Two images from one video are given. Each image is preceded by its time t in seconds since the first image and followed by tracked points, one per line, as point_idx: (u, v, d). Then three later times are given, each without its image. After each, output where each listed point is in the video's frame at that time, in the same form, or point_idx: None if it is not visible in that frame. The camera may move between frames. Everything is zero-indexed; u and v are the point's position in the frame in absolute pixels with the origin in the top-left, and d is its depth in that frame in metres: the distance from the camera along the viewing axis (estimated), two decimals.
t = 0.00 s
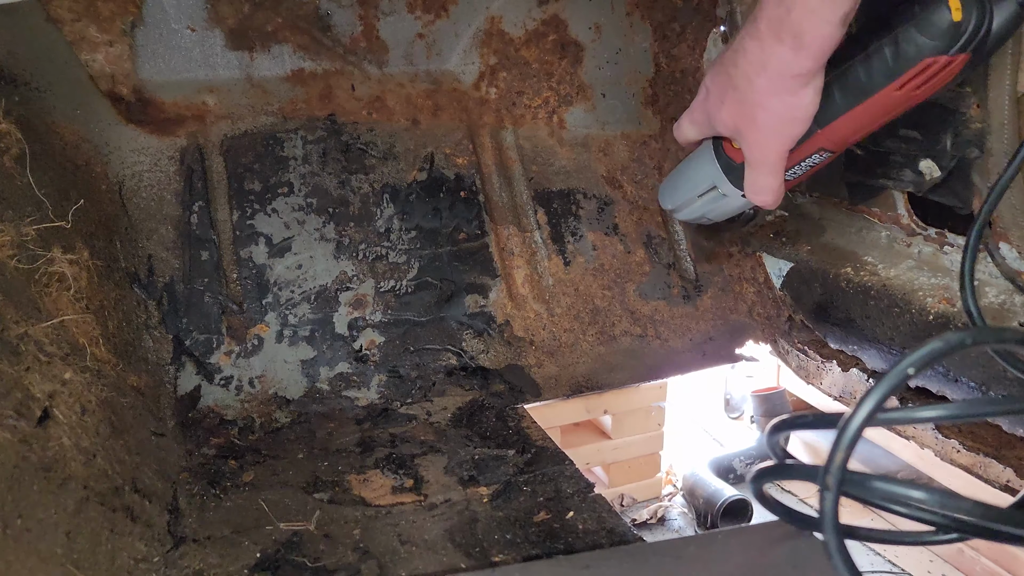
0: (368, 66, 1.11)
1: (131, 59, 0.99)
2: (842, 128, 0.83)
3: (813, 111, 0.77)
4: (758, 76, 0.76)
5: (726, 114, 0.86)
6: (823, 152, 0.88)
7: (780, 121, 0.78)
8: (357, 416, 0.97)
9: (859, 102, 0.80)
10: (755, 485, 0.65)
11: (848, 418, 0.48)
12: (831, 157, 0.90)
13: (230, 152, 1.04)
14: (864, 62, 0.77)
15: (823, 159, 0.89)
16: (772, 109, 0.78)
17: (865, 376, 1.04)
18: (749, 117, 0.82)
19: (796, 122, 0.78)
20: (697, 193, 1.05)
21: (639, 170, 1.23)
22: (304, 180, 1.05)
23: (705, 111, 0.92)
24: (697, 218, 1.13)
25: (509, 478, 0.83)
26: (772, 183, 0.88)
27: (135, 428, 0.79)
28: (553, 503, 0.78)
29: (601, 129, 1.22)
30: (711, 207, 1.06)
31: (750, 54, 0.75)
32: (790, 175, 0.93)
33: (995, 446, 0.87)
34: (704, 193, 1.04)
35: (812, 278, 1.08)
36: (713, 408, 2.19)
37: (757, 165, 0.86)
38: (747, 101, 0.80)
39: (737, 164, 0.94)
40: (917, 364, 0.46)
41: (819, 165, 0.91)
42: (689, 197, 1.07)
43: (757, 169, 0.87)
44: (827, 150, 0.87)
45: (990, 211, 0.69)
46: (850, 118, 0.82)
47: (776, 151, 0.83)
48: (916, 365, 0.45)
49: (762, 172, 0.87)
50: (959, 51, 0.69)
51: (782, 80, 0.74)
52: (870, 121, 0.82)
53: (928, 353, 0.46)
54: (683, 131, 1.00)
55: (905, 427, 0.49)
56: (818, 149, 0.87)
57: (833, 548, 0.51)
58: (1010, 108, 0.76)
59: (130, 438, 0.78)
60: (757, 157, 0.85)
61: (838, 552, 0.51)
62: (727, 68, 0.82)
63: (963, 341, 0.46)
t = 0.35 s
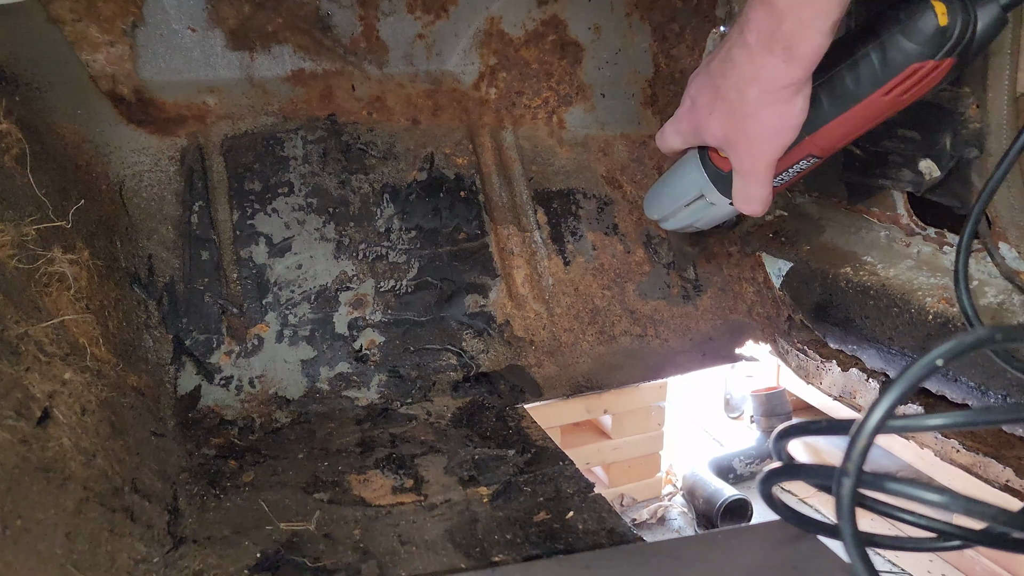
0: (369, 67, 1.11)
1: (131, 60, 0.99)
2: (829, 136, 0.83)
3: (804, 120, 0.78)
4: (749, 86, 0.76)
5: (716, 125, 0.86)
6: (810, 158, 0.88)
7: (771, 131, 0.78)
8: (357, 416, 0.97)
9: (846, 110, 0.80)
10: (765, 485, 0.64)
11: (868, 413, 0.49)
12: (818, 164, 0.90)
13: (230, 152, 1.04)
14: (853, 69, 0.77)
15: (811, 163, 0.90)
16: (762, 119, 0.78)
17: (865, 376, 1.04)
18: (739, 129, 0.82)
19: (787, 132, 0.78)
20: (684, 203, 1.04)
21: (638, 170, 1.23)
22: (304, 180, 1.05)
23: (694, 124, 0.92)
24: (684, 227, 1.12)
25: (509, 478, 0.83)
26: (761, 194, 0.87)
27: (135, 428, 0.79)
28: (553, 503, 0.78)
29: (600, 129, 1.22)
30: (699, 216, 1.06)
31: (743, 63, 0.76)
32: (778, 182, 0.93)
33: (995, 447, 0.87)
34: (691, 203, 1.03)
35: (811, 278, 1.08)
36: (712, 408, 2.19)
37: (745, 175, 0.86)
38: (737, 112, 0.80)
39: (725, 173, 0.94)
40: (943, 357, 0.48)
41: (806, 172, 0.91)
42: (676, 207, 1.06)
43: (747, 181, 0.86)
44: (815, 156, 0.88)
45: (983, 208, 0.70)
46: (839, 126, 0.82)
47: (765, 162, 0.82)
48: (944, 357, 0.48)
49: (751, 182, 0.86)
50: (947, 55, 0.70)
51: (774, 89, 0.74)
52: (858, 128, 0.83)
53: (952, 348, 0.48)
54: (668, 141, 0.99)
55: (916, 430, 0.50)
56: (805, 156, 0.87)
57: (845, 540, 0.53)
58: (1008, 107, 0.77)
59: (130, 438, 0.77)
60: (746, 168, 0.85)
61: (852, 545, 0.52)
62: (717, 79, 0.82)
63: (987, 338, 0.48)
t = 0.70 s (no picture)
0: (369, 67, 1.11)
1: (131, 60, 0.99)
2: (839, 137, 0.84)
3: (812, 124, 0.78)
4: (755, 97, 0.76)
5: (722, 135, 0.87)
6: (818, 161, 0.89)
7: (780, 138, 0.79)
8: (357, 416, 0.97)
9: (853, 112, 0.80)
10: (777, 484, 0.64)
11: (872, 418, 0.50)
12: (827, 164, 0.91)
13: (230, 152, 1.04)
14: (856, 70, 0.77)
15: (819, 164, 0.90)
16: (771, 127, 0.78)
17: (865, 376, 1.04)
18: (747, 138, 0.82)
19: (796, 137, 0.79)
20: (694, 210, 1.04)
21: (638, 170, 1.23)
22: (304, 181, 1.05)
23: (698, 135, 0.93)
24: (694, 233, 1.12)
25: (509, 478, 0.83)
26: (773, 200, 0.88)
27: (135, 428, 0.79)
28: (554, 502, 0.78)
29: (600, 129, 1.22)
30: (710, 222, 1.06)
31: (746, 77, 0.76)
32: (789, 183, 0.94)
33: (995, 446, 0.87)
34: (701, 210, 1.03)
35: (811, 278, 1.08)
36: (712, 409, 2.19)
37: (756, 182, 0.87)
38: (744, 122, 0.81)
39: (734, 180, 0.94)
40: (946, 360, 0.48)
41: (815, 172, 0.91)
42: (686, 214, 1.06)
43: (758, 187, 0.87)
44: (823, 157, 0.88)
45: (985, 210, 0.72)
46: (846, 128, 0.82)
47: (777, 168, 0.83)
48: (947, 360, 0.48)
49: (762, 189, 0.87)
50: (951, 52, 0.70)
51: (781, 98, 0.74)
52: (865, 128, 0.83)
53: (955, 351, 0.48)
54: (675, 151, 1.00)
55: (922, 434, 0.50)
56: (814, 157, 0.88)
57: (854, 540, 0.53)
58: (1009, 108, 0.76)
59: (130, 438, 0.77)
60: (756, 175, 0.86)
61: (861, 545, 0.52)
62: (721, 90, 0.82)
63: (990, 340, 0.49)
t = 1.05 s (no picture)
0: (369, 67, 1.11)
1: (131, 60, 0.99)
2: (839, 141, 0.84)
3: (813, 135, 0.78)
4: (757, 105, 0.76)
5: (724, 141, 0.86)
6: (819, 162, 0.89)
7: (781, 149, 0.78)
8: (357, 416, 0.97)
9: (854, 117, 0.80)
10: (783, 482, 0.65)
11: (877, 417, 0.50)
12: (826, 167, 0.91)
13: (230, 152, 1.04)
14: (857, 73, 0.77)
15: (817, 167, 0.90)
16: (772, 137, 0.78)
17: (865, 376, 1.04)
18: (749, 145, 0.82)
19: (797, 148, 0.78)
20: (693, 207, 1.03)
21: (638, 170, 1.23)
22: (304, 180, 1.05)
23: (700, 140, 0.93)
24: (693, 231, 1.12)
25: (509, 478, 0.83)
26: (773, 206, 0.88)
27: (135, 428, 0.79)
28: (553, 503, 0.78)
29: (601, 129, 1.22)
30: (708, 221, 1.05)
31: (749, 84, 0.76)
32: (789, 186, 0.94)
33: (994, 446, 0.87)
34: (700, 209, 1.02)
35: (811, 278, 1.08)
36: (712, 408, 2.19)
37: (757, 190, 0.86)
38: (745, 129, 0.80)
39: (734, 183, 0.93)
40: (953, 359, 0.48)
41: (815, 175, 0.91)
42: (685, 213, 1.06)
43: (759, 194, 0.87)
44: (822, 160, 0.88)
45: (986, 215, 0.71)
46: (846, 132, 0.82)
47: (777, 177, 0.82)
48: (955, 359, 0.48)
49: (762, 197, 0.87)
50: (953, 57, 0.70)
51: (782, 108, 0.74)
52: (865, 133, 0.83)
53: (961, 351, 0.48)
54: (679, 150, 0.99)
55: (927, 438, 0.50)
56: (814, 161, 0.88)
57: (858, 539, 0.53)
58: (1009, 108, 0.76)
59: (130, 438, 0.77)
60: (758, 183, 0.85)
61: (865, 542, 0.52)
62: (724, 97, 0.82)
63: (998, 342, 0.48)
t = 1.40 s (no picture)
0: (369, 67, 1.11)
1: (131, 60, 0.99)
2: (845, 145, 0.83)
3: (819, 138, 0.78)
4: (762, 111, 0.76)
5: (730, 147, 0.87)
6: (824, 164, 0.89)
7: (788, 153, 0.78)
8: (357, 416, 0.97)
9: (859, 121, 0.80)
10: (785, 482, 0.64)
11: (880, 418, 0.50)
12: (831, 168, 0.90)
13: (230, 152, 1.04)
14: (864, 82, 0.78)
15: (823, 168, 0.90)
16: (778, 142, 0.78)
17: (865, 376, 1.03)
18: (755, 151, 0.82)
19: (803, 151, 0.78)
20: (699, 210, 1.04)
21: (638, 170, 1.23)
22: (304, 180, 1.05)
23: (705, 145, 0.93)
24: (701, 230, 1.12)
25: (509, 478, 0.83)
26: (779, 210, 0.88)
27: (135, 428, 0.79)
28: (553, 503, 0.78)
29: (601, 129, 1.22)
30: (716, 222, 1.05)
31: (754, 91, 0.76)
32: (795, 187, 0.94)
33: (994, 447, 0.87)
34: (707, 210, 1.03)
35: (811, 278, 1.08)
36: (712, 409, 2.19)
37: (763, 194, 0.86)
38: (751, 135, 0.80)
39: (739, 185, 0.93)
40: (958, 359, 0.48)
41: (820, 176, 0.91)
42: (691, 214, 1.06)
43: (766, 199, 0.87)
44: (828, 162, 0.88)
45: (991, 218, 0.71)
46: (852, 136, 0.82)
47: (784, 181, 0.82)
48: (959, 360, 0.48)
49: (769, 201, 0.87)
50: (959, 60, 0.71)
51: (788, 115, 0.74)
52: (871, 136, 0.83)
53: (965, 352, 0.48)
54: (681, 153, 0.99)
55: (929, 439, 0.50)
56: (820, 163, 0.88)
57: (861, 539, 0.53)
58: (1009, 107, 0.76)
59: (130, 438, 0.77)
60: (763, 188, 0.85)
61: (866, 540, 0.52)
62: (728, 104, 0.82)
63: (1002, 342, 0.49)
